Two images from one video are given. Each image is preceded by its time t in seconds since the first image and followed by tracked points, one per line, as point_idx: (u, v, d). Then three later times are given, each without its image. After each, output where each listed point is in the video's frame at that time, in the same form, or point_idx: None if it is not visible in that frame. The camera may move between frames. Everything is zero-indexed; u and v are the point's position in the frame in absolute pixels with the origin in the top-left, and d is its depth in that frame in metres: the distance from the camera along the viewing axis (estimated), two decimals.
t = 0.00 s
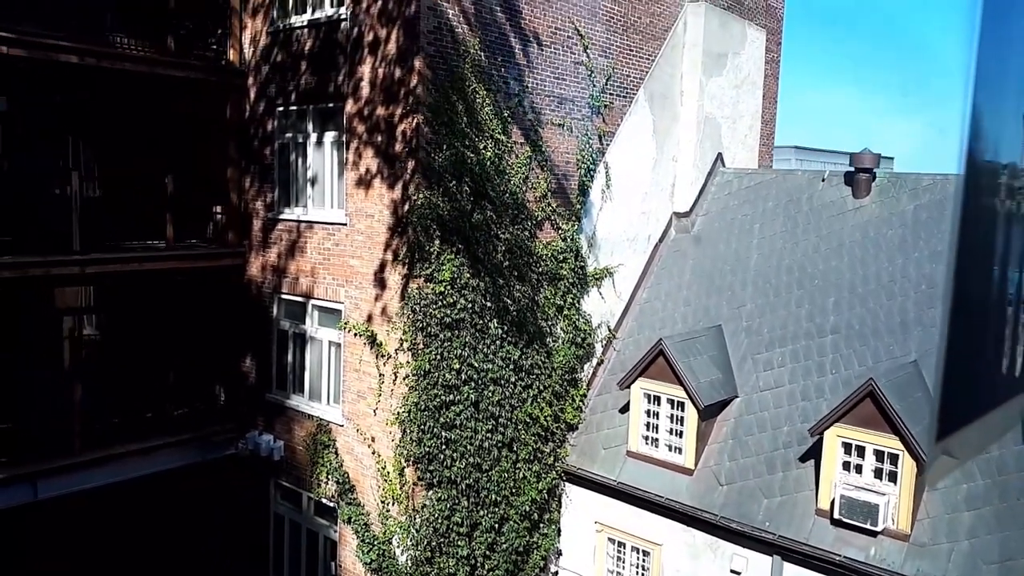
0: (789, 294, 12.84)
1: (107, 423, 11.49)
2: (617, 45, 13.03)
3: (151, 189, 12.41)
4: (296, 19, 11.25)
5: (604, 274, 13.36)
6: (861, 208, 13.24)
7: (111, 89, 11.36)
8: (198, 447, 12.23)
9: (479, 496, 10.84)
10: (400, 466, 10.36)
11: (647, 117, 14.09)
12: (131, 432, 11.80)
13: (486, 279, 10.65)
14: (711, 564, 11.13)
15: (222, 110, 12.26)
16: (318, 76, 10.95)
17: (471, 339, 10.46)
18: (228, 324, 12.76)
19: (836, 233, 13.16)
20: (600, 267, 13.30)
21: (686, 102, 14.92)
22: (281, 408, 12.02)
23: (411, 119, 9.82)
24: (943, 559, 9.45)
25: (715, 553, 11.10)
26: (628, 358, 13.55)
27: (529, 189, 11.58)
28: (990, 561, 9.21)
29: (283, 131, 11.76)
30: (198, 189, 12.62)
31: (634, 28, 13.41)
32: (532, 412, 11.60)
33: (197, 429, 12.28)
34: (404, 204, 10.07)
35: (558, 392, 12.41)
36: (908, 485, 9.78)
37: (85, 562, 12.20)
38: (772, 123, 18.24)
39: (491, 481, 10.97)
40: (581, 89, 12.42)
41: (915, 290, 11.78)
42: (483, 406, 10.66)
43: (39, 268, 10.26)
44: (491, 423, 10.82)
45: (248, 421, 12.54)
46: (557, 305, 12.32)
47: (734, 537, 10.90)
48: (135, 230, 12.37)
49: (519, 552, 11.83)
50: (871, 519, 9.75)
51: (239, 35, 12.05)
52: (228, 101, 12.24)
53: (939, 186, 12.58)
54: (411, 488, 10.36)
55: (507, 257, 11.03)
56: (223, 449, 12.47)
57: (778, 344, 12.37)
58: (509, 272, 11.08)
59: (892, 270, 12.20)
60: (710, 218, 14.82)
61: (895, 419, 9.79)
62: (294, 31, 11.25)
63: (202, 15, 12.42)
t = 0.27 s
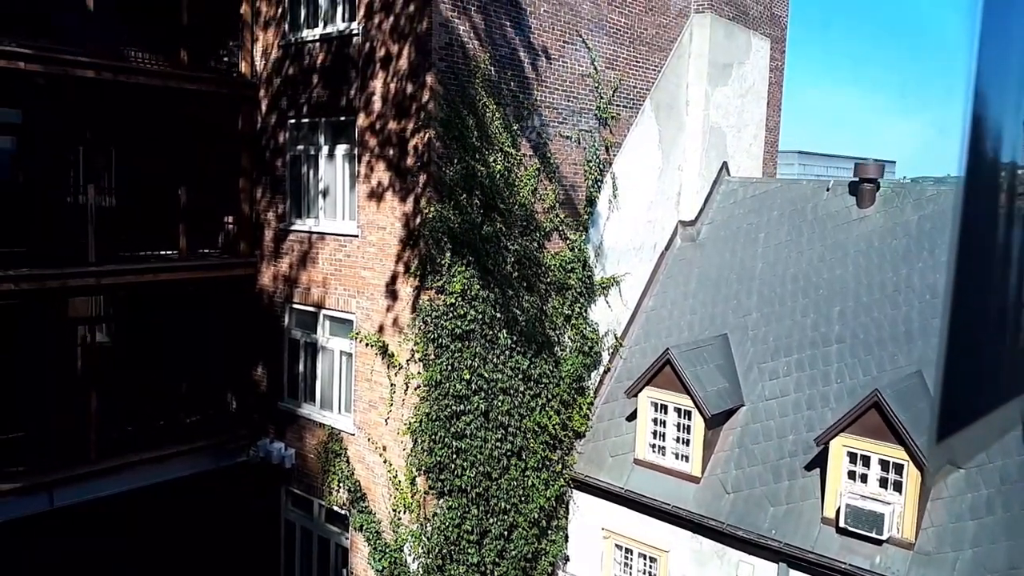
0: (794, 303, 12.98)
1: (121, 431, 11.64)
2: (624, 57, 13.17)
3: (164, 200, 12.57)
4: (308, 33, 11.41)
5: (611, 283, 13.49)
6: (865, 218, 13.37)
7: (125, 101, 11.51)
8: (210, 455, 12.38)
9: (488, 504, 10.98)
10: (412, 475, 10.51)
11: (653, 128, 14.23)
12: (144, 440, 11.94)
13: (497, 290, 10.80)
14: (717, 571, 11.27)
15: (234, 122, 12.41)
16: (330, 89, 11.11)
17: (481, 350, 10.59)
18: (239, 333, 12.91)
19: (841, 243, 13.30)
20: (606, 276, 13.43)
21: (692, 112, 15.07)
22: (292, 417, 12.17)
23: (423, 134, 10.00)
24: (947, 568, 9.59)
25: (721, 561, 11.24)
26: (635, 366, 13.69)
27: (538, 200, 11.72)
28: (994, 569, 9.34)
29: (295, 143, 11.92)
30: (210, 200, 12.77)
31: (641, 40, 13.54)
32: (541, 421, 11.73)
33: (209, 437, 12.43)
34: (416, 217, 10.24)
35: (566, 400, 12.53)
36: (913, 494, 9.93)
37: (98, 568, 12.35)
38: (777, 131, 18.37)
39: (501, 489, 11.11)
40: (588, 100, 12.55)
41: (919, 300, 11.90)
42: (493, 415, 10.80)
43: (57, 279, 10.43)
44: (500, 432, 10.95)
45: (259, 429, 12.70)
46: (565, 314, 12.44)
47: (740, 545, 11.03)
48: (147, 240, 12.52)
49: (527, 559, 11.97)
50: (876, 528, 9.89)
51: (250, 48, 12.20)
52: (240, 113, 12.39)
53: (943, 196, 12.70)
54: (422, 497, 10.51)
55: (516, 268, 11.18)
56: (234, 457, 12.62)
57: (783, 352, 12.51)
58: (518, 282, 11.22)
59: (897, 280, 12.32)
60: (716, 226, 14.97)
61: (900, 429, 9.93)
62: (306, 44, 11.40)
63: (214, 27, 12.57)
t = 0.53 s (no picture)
0: (799, 315, 13.13)
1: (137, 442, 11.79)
2: (631, 72, 13.33)
3: (177, 214, 12.73)
4: (320, 50, 11.58)
5: (618, 295, 13.64)
6: (869, 230, 13.52)
7: (140, 118, 11.68)
8: (223, 466, 12.54)
9: (499, 516, 11.12)
10: (424, 487, 10.67)
11: (660, 141, 14.40)
12: (159, 452, 12.09)
13: (507, 305, 10.96)
14: None
15: (247, 137, 12.58)
16: (342, 107, 11.29)
17: (492, 364, 10.74)
18: (252, 345, 13.08)
19: (845, 255, 13.45)
20: (613, 288, 13.57)
21: (697, 125, 15.24)
22: (304, 428, 12.33)
23: (435, 152, 10.19)
24: None
25: (729, 571, 11.38)
26: (642, 376, 13.85)
27: (547, 215, 11.87)
28: None
29: (307, 159, 12.10)
30: (223, 213, 12.94)
31: (647, 55, 13.71)
32: (550, 433, 11.87)
33: (222, 448, 12.59)
34: (428, 233, 10.42)
35: (575, 412, 12.66)
36: (918, 507, 10.08)
37: None
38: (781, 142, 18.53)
39: (511, 500, 11.26)
40: (596, 116, 12.71)
41: (923, 313, 12.03)
42: (503, 428, 10.94)
43: (74, 294, 10.59)
44: (510, 444, 11.09)
45: (271, 440, 12.86)
46: (574, 327, 12.58)
47: (748, 555, 11.17)
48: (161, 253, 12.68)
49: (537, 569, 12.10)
50: (882, 539, 10.04)
51: (263, 64, 12.36)
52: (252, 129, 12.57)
53: (947, 209, 12.83)
54: (433, 509, 10.67)
55: (526, 282, 11.34)
56: (247, 467, 12.77)
57: (789, 364, 12.65)
58: (527, 296, 11.38)
59: (901, 293, 12.47)
60: (721, 238, 15.13)
61: (905, 443, 10.08)
62: (318, 62, 11.58)
63: (227, 44, 12.74)
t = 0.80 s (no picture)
0: (805, 323, 13.25)
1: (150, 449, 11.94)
2: (638, 82, 13.45)
3: (190, 222, 12.87)
4: (332, 62, 11.71)
5: (625, 303, 13.77)
6: (874, 238, 13.64)
7: (153, 129, 11.81)
8: (235, 472, 12.68)
9: (508, 523, 11.26)
10: (435, 496, 10.82)
11: (666, 149, 14.52)
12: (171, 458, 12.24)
13: (517, 314, 11.09)
14: None
15: (258, 147, 12.71)
16: (354, 118, 11.42)
17: (502, 373, 10.87)
18: (263, 352, 13.22)
19: (850, 263, 13.57)
20: (621, 295, 13.69)
21: (703, 132, 15.36)
22: (315, 435, 12.48)
23: (447, 165, 10.34)
24: None
25: None
26: (648, 383, 13.99)
27: (555, 224, 11.99)
28: None
29: (318, 169, 12.23)
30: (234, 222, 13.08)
31: (654, 64, 13.81)
32: (559, 440, 12.00)
33: (233, 454, 12.73)
34: (439, 244, 10.56)
35: (582, 419, 12.78)
36: (923, 515, 10.21)
37: None
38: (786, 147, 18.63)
39: (520, 507, 11.40)
40: (604, 125, 12.83)
41: (928, 322, 12.14)
42: (512, 436, 11.07)
43: (89, 304, 10.73)
44: (520, 452, 11.23)
45: (283, 446, 13.01)
46: (582, 334, 12.69)
47: (754, 562, 11.31)
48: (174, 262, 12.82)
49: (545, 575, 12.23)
50: (887, 547, 10.17)
51: (274, 75, 12.47)
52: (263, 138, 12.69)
53: (951, 218, 12.93)
54: (444, 517, 10.81)
55: (535, 291, 11.47)
56: (258, 473, 12.92)
57: (795, 372, 12.78)
58: (536, 305, 11.50)
59: (905, 301, 12.58)
60: (727, 245, 15.26)
61: (910, 452, 10.21)
62: (330, 73, 11.70)
63: (238, 54, 12.86)
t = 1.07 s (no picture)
0: (809, 334, 13.39)
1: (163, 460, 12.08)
2: (643, 95, 13.59)
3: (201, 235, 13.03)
4: (342, 78, 11.87)
5: (631, 314, 13.90)
6: (877, 250, 13.78)
7: (166, 145, 11.97)
8: (246, 482, 12.82)
9: (517, 533, 11.39)
10: (445, 507, 10.95)
11: (671, 161, 14.67)
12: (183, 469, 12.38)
13: (526, 327, 11.24)
14: None
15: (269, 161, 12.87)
16: (364, 133, 11.58)
17: (510, 385, 11.01)
18: (273, 363, 13.36)
19: (854, 274, 13.71)
20: (627, 306, 13.81)
21: (708, 144, 15.52)
22: (325, 446, 12.63)
23: (457, 181, 10.51)
24: None
25: None
26: (654, 393, 14.14)
27: (563, 237, 12.13)
28: None
29: (329, 183, 12.39)
30: (245, 235, 13.24)
31: (659, 78, 13.96)
32: (566, 451, 12.13)
33: (244, 465, 12.88)
34: (449, 258, 10.71)
35: (590, 429, 12.90)
36: (927, 525, 10.34)
37: None
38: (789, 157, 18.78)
39: (528, 518, 11.53)
40: (610, 139, 12.98)
41: (931, 333, 12.28)
42: (521, 448, 11.21)
43: (104, 318, 10.87)
44: (528, 463, 11.36)
45: (293, 456, 13.15)
46: (589, 346, 12.81)
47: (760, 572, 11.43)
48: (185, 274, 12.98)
49: None
50: (892, 558, 10.29)
51: (284, 90, 12.63)
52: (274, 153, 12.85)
53: (954, 230, 13.06)
54: (454, 528, 10.94)
55: (543, 304, 11.61)
56: (268, 483, 13.05)
57: (799, 383, 12.90)
58: (544, 317, 11.63)
59: (909, 313, 12.71)
60: (731, 255, 15.41)
61: (914, 463, 10.33)
62: (340, 89, 11.86)
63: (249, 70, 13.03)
